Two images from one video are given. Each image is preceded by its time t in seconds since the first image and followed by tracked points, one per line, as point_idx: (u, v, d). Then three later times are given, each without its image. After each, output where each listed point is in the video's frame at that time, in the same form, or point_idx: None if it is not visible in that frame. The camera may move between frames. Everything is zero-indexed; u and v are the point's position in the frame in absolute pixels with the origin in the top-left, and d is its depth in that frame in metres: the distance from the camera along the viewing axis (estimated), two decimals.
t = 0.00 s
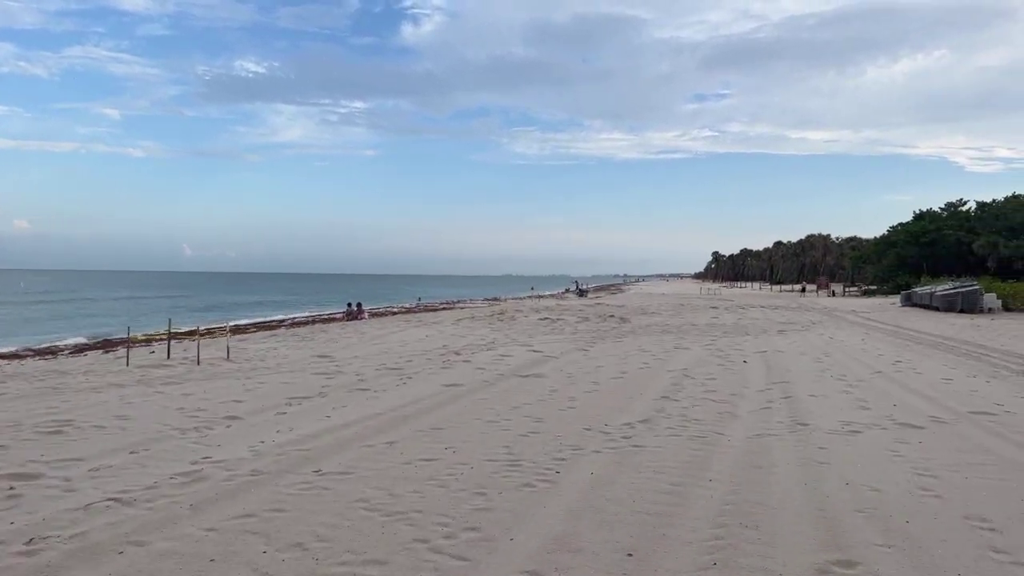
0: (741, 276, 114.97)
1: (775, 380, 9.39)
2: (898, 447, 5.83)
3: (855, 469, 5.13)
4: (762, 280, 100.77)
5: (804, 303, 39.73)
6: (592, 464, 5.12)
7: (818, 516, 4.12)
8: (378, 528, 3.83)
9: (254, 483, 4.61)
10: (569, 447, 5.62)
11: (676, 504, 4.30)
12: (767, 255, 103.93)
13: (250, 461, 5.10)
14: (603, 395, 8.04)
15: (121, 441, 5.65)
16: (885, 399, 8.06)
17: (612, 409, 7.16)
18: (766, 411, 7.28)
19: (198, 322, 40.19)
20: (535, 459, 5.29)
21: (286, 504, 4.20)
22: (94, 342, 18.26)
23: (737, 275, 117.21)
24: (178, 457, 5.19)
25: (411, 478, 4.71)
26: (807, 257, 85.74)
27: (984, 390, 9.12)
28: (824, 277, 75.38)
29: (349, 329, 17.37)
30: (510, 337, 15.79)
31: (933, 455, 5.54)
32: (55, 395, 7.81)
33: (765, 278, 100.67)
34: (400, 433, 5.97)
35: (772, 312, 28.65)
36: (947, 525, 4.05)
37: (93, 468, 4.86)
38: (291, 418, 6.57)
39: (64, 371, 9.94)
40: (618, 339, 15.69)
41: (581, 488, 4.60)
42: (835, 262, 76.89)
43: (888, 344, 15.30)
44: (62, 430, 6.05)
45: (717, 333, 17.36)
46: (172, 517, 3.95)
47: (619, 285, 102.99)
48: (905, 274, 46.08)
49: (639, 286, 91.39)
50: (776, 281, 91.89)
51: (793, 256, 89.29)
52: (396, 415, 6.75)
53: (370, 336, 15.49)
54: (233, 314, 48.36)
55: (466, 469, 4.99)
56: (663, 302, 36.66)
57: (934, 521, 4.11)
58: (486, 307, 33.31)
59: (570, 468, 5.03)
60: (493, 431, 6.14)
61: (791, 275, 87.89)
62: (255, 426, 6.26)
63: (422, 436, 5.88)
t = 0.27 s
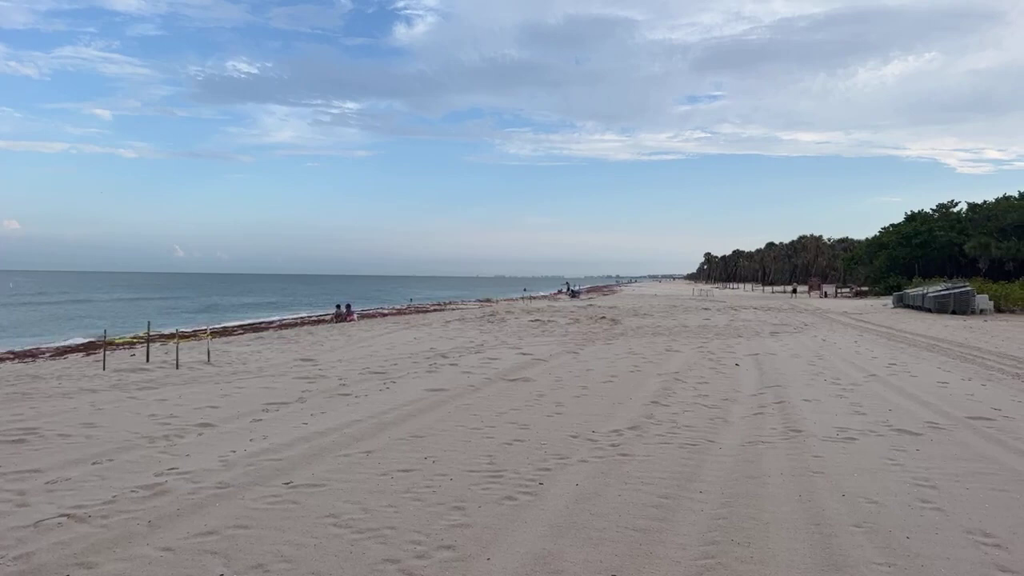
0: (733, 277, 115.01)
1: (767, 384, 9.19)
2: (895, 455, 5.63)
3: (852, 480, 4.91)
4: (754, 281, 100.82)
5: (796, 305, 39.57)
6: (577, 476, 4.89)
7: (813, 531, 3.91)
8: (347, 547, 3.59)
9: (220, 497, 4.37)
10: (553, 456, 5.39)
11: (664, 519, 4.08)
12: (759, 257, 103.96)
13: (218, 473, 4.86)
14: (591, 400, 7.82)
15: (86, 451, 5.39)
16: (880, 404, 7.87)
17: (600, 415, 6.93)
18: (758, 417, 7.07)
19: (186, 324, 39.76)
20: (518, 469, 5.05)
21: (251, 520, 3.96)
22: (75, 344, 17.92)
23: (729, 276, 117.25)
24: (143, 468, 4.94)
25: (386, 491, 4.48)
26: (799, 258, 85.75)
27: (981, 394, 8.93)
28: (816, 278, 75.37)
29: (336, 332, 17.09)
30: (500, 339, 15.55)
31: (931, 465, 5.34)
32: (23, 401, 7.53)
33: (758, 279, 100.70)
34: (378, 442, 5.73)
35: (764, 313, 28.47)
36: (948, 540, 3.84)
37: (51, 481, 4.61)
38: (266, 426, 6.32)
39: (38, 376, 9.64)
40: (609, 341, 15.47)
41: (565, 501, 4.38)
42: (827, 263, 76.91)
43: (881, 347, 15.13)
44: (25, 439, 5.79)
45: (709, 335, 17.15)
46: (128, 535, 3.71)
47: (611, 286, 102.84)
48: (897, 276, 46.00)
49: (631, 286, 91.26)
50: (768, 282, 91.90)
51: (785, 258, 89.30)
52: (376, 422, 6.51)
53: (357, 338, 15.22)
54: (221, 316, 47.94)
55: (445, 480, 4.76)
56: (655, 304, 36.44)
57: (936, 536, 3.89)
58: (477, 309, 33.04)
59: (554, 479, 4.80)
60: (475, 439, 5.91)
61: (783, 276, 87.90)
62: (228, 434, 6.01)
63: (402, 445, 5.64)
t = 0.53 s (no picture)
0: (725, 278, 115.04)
1: (760, 388, 8.96)
2: (893, 463, 5.41)
3: (849, 491, 4.69)
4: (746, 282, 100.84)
5: (788, 306, 39.41)
6: (562, 487, 4.66)
7: (811, 549, 3.68)
8: (311, 568, 3.34)
9: (182, 512, 4.11)
10: (538, 465, 5.15)
11: (652, 535, 3.84)
12: (751, 257, 103.98)
13: (183, 485, 4.60)
14: (579, 405, 7.58)
15: (45, 461, 5.12)
16: (875, 409, 7.66)
17: (588, 421, 6.70)
18: (751, 423, 6.84)
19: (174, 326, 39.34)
20: (500, 480, 4.81)
21: (211, 538, 3.70)
22: (57, 346, 17.59)
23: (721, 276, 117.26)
24: (103, 480, 4.68)
25: (359, 505, 4.23)
26: (791, 259, 85.76)
27: (978, 398, 8.73)
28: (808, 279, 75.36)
29: (322, 334, 16.81)
30: (489, 341, 15.29)
31: (932, 474, 5.12)
32: None
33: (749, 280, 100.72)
34: (355, 451, 5.47)
35: (756, 314, 28.29)
36: (952, 558, 3.62)
37: (3, 495, 4.34)
38: (239, 434, 6.06)
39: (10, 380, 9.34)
40: (599, 343, 15.24)
41: (549, 515, 4.13)
42: (818, 265, 76.92)
43: (875, 349, 14.93)
44: None
45: (701, 337, 16.93)
46: (76, 556, 3.45)
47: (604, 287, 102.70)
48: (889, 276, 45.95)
49: (623, 287, 91.07)
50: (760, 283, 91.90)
51: (777, 259, 89.31)
52: (355, 429, 6.25)
53: (343, 340, 14.94)
54: (211, 317, 47.53)
55: (422, 493, 4.51)
56: (647, 305, 36.22)
57: (939, 553, 3.67)
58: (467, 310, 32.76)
59: (537, 491, 4.56)
60: (457, 447, 5.66)
61: (775, 278, 87.89)
62: (198, 442, 5.74)
63: (379, 455, 5.39)
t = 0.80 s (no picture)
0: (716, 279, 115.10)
1: (750, 390, 8.74)
2: (887, 470, 5.17)
3: (842, 502, 4.45)
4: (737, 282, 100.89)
5: (778, 306, 39.30)
6: (540, 497, 4.40)
7: (802, 566, 3.43)
8: None
9: (130, 527, 3.83)
10: (515, 474, 4.90)
11: (632, 551, 3.59)
12: (742, 258, 104.09)
13: (136, 496, 4.32)
14: (563, 408, 7.33)
15: None
16: (868, 412, 7.43)
17: (571, 426, 6.45)
18: (740, 427, 6.60)
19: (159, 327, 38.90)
20: (474, 490, 4.55)
21: (157, 556, 3.43)
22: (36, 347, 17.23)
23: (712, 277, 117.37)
24: (52, 491, 4.40)
25: (322, 519, 3.96)
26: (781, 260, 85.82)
27: (972, 401, 8.52)
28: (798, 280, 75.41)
29: (306, 335, 16.51)
30: (475, 343, 15.02)
31: (928, 482, 4.89)
32: None
33: (740, 280, 100.77)
34: (325, 459, 5.21)
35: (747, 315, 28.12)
36: None
37: None
38: (205, 440, 5.78)
39: None
40: (587, 344, 15.01)
41: (524, 529, 3.88)
42: (809, 265, 76.98)
43: (867, 349, 14.75)
44: None
45: (691, 338, 16.71)
46: None
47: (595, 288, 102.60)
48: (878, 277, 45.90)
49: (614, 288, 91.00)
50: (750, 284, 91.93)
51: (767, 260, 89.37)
52: (328, 435, 5.98)
53: (326, 342, 14.65)
54: (198, 317, 47.08)
55: (391, 505, 4.24)
56: (637, 306, 36.04)
57: (939, 570, 3.44)
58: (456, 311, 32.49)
59: (513, 502, 4.31)
60: (432, 454, 5.40)
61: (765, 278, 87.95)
62: (160, 450, 5.46)
63: (350, 463, 5.12)
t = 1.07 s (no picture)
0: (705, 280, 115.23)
1: (738, 396, 8.51)
2: (879, 484, 4.94)
3: (833, 518, 4.22)
4: (725, 284, 101.07)
5: (766, 308, 39.20)
6: (514, 515, 4.15)
7: None
8: None
9: (69, 551, 3.55)
10: (489, 489, 4.64)
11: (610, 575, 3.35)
12: (731, 260, 104.21)
13: (81, 516, 4.04)
14: (544, 416, 7.09)
15: None
16: (857, 419, 7.24)
17: (551, 435, 6.20)
18: (727, 436, 6.37)
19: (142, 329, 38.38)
20: (445, 508, 4.29)
21: None
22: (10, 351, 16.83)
23: (701, 278, 117.47)
24: None
25: (278, 541, 3.69)
26: (769, 261, 85.93)
27: (963, 406, 8.32)
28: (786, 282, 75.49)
29: (286, 339, 16.18)
30: (458, 346, 14.75)
31: (922, 496, 4.66)
32: None
33: (728, 281, 100.97)
34: (289, 472, 4.93)
35: (735, 316, 27.97)
36: None
37: None
38: (166, 452, 5.50)
39: None
40: (573, 348, 14.77)
41: (494, 551, 3.62)
42: (796, 267, 77.07)
43: (856, 352, 14.56)
44: None
45: (678, 341, 16.48)
46: None
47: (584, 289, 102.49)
48: (866, 279, 45.84)
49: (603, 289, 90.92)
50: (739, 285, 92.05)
51: (755, 261, 89.47)
52: (296, 446, 5.71)
53: (307, 346, 14.35)
54: (184, 320, 46.58)
55: (354, 525, 3.98)
56: (625, 307, 35.88)
57: None
58: (442, 313, 32.14)
59: (485, 521, 4.05)
60: (404, 467, 5.13)
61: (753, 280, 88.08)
62: (117, 463, 5.18)
63: (315, 478, 4.85)
